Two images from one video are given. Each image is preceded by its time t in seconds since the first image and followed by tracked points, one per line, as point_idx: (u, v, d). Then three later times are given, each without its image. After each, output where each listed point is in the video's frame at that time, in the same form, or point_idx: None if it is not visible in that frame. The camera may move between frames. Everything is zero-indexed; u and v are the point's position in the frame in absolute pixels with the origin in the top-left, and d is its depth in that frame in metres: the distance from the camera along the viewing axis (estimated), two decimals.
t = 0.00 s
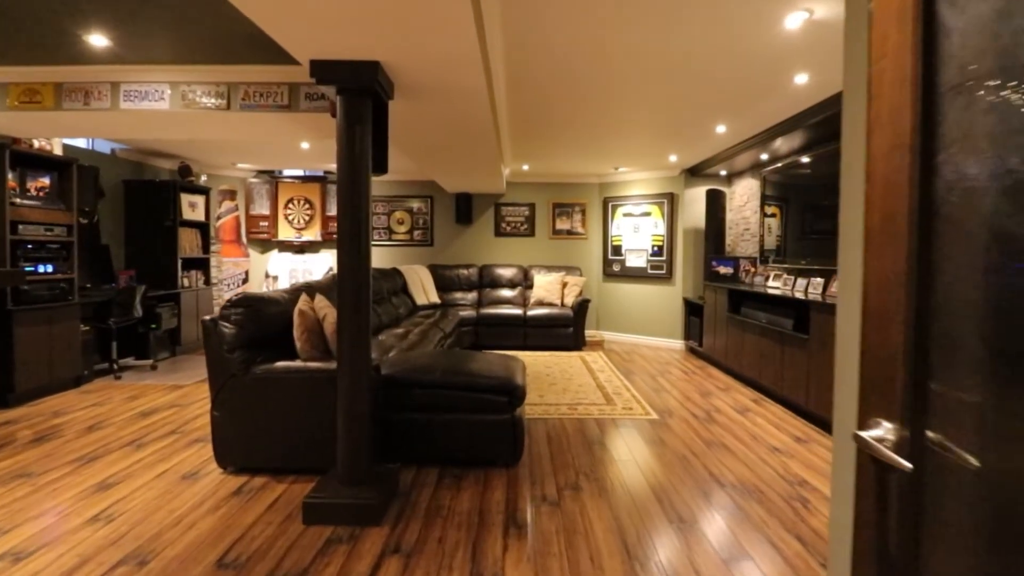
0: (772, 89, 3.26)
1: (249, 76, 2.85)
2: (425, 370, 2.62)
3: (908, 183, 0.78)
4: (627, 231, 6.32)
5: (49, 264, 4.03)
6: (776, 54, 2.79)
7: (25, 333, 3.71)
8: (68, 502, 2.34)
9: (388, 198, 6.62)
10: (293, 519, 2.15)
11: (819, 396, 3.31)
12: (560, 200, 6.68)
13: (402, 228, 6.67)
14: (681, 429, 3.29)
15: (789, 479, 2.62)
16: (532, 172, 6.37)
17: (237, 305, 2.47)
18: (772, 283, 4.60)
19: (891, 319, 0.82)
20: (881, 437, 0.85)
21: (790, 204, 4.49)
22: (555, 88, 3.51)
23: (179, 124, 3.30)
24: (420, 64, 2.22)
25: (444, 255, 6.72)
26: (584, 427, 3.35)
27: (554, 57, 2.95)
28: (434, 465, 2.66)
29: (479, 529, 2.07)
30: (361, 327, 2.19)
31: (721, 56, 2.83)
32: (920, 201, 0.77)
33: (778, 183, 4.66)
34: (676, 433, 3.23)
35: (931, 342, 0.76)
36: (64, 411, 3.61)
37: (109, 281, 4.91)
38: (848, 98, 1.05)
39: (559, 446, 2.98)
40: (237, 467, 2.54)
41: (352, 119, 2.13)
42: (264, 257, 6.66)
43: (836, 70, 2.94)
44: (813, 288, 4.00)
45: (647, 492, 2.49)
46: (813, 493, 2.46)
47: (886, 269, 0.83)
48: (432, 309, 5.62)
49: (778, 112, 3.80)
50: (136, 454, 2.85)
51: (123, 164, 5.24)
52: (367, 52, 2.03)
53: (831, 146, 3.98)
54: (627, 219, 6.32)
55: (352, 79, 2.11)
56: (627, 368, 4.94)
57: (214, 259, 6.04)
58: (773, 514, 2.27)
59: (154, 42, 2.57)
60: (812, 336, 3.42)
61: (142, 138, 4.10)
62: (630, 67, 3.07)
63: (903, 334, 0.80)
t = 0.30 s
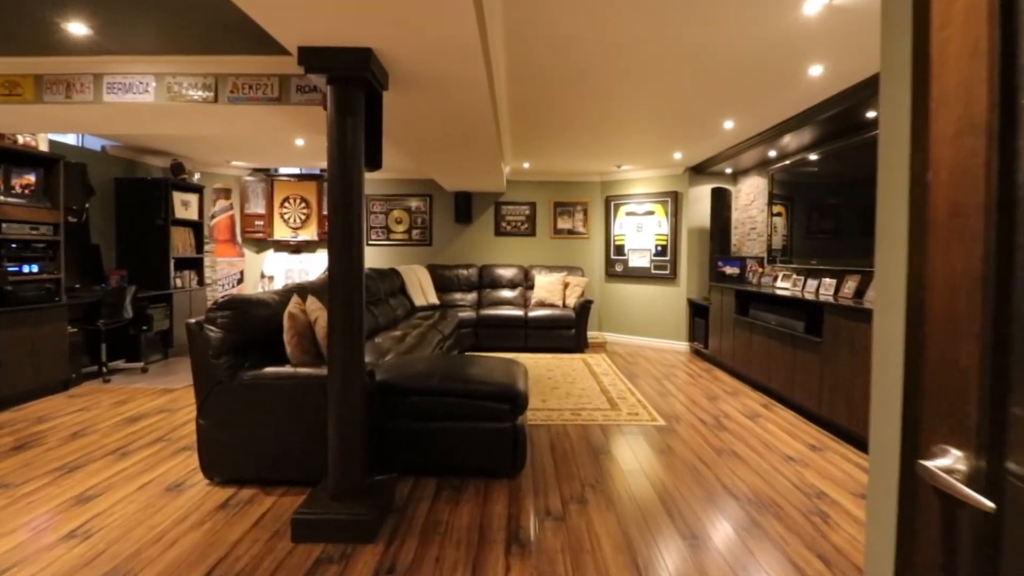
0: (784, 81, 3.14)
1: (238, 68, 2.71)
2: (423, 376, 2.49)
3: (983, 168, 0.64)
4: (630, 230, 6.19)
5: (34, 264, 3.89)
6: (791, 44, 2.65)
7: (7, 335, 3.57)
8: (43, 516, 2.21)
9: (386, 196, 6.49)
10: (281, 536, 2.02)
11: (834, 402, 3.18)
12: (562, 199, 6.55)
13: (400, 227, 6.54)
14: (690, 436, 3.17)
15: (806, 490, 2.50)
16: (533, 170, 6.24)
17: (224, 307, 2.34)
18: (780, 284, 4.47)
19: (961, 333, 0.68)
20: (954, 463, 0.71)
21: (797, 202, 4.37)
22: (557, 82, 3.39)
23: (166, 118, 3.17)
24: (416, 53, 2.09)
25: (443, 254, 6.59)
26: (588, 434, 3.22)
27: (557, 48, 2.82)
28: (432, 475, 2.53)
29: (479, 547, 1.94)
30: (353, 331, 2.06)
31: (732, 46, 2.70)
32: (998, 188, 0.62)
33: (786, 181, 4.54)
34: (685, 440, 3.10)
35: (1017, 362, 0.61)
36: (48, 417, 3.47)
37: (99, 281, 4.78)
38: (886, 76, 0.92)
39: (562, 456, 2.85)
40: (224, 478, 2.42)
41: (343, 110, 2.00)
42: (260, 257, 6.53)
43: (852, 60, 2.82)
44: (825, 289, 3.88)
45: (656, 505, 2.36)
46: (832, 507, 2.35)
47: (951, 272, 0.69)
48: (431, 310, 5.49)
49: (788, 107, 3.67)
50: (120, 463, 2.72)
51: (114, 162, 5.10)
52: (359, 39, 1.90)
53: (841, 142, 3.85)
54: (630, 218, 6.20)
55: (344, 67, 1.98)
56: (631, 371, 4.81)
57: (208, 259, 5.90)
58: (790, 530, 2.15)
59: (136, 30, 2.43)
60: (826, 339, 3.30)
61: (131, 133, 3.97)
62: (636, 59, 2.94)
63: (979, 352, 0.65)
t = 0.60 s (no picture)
0: (797, 73, 3.01)
1: (225, 57, 2.57)
2: (419, 382, 2.36)
3: None
4: (633, 229, 6.07)
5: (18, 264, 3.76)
6: (807, 32, 2.52)
7: None
8: (16, 531, 2.07)
9: (384, 195, 6.37)
10: (267, 554, 1.89)
11: (849, 408, 3.06)
12: (563, 198, 6.42)
13: (398, 226, 6.41)
14: (699, 444, 3.05)
15: (823, 503, 2.38)
16: (534, 169, 6.11)
17: (209, 310, 2.20)
18: (789, 285, 4.35)
19: None
20: None
21: (807, 201, 4.24)
22: (560, 76, 3.28)
23: (152, 111, 3.03)
24: (412, 39, 1.96)
25: (442, 255, 6.46)
26: (592, 441, 3.09)
27: (561, 38, 2.70)
28: (429, 486, 2.40)
29: (479, 566, 1.81)
30: (344, 336, 1.93)
31: (746, 34, 2.57)
32: None
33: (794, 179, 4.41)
34: (694, 448, 2.98)
35: None
36: (32, 422, 3.34)
37: (88, 282, 4.65)
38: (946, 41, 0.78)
39: (566, 465, 2.72)
40: (209, 490, 2.29)
41: (333, 99, 1.87)
42: (255, 257, 6.41)
43: (869, 50, 2.70)
44: (837, 290, 3.75)
45: (666, 518, 2.23)
46: (852, 521, 2.23)
47: None
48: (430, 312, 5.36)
49: (799, 101, 3.55)
50: (102, 473, 2.59)
51: (105, 159, 4.97)
52: (352, 21, 1.77)
53: (852, 139, 3.72)
54: (633, 217, 6.07)
55: (333, 53, 1.85)
56: (635, 375, 4.68)
57: (202, 259, 5.77)
58: (809, 546, 2.03)
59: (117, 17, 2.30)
60: (840, 342, 3.18)
61: (119, 128, 3.84)
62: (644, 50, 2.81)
63: None
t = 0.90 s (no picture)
0: (811, 64, 2.89)
1: (212, 47, 2.44)
2: (415, 389, 2.23)
3: None
4: (636, 229, 5.94)
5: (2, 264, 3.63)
6: (824, 19, 2.39)
7: None
8: None
9: (382, 194, 6.24)
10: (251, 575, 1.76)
11: (866, 414, 2.94)
12: (565, 196, 6.29)
13: (396, 225, 6.28)
14: (708, 452, 2.92)
15: (842, 517, 2.26)
16: (535, 167, 5.99)
17: (191, 313, 2.07)
18: (798, 286, 4.22)
19: None
20: None
21: (817, 199, 4.11)
22: (561, 69, 3.16)
23: (137, 104, 2.90)
24: (407, 22, 1.82)
25: (441, 255, 6.33)
26: (596, 449, 2.96)
27: (565, 26, 2.57)
28: (425, 499, 2.27)
29: None
30: (333, 341, 1.80)
31: (759, 21, 2.44)
32: None
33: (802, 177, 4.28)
34: (704, 457, 2.85)
35: None
36: (13, 429, 3.21)
37: (78, 283, 4.53)
38: None
39: (570, 476, 2.59)
40: (193, 504, 2.16)
41: (322, 87, 1.74)
42: (250, 257, 6.29)
43: (888, 40, 2.58)
44: (850, 292, 3.61)
45: (677, 533, 2.10)
46: (875, 538, 2.10)
47: None
48: (429, 313, 5.24)
49: (810, 95, 3.43)
50: (82, 484, 2.46)
51: (95, 157, 4.84)
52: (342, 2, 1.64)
53: (865, 134, 3.59)
54: (636, 216, 5.95)
55: (322, 37, 1.71)
56: (639, 378, 4.55)
57: (195, 259, 5.64)
58: (832, 566, 1.90)
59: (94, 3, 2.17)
60: (855, 346, 3.05)
61: (106, 123, 3.72)
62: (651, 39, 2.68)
63: None
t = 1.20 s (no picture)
0: (826, 56, 2.77)
1: (198, 36, 2.31)
2: (411, 397, 2.11)
3: None
4: (639, 228, 5.82)
5: None
6: (845, 7, 2.27)
7: None
8: None
9: (380, 193, 6.12)
10: None
11: (884, 422, 2.82)
12: (566, 195, 6.17)
13: (395, 225, 6.16)
14: (718, 460, 2.80)
15: (863, 533, 2.14)
16: (536, 165, 5.86)
17: (173, 317, 1.93)
18: (808, 287, 4.10)
19: None
20: None
21: (826, 197, 3.98)
22: (565, 63, 3.04)
23: (122, 96, 2.78)
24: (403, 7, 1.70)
25: (440, 255, 6.21)
26: (602, 457, 2.84)
27: (571, 16, 2.44)
28: (422, 513, 2.14)
29: None
30: (323, 348, 1.68)
31: (775, 10, 2.31)
32: None
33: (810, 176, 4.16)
34: (713, 466, 2.73)
35: None
36: None
37: (66, 284, 4.40)
38: None
39: (574, 488, 2.46)
40: (176, 519, 2.04)
41: (309, 75, 1.62)
42: (246, 257, 6.18)
43: (909, 29, 2.45)
44: (862, 293, 3.54)
45: (689, 551, 1.98)
46: (899, 555, 1.98)
47: None
48: (428, 315, 5.11)
49: (823, 89, 3.30)
50: (60, 497, 2.34)
51: (85, 154, 4.71)
52: None
53: (879, 130, 3.47)
54: (640, 216, 5.82)
55: (310, 20, 1.58)
56: (643, 381, 4.42)
57: (189, 259, 5.52)
58: None
59: None
60: (871, 350, 2.93)
61: (93, 118, 3.59)
62: (660, 30, 2.56)
63: None
